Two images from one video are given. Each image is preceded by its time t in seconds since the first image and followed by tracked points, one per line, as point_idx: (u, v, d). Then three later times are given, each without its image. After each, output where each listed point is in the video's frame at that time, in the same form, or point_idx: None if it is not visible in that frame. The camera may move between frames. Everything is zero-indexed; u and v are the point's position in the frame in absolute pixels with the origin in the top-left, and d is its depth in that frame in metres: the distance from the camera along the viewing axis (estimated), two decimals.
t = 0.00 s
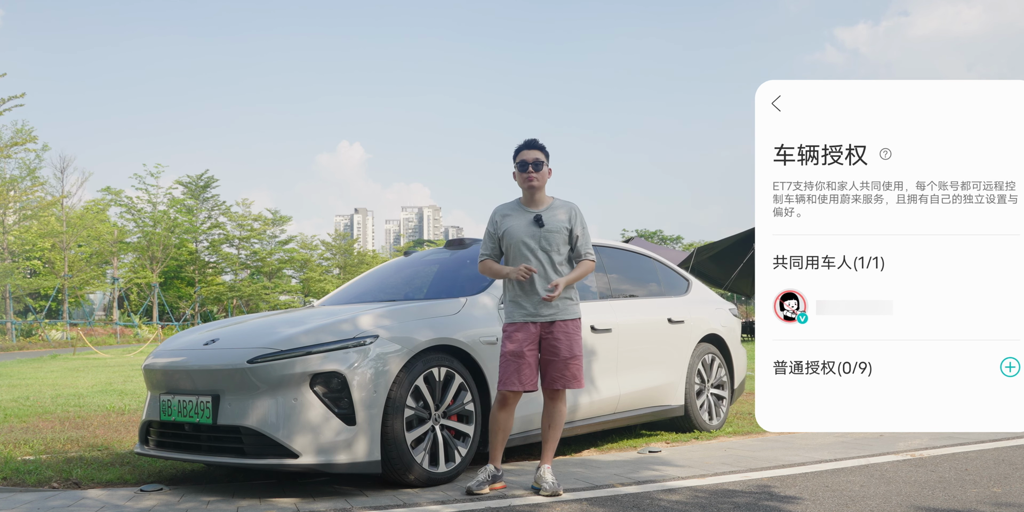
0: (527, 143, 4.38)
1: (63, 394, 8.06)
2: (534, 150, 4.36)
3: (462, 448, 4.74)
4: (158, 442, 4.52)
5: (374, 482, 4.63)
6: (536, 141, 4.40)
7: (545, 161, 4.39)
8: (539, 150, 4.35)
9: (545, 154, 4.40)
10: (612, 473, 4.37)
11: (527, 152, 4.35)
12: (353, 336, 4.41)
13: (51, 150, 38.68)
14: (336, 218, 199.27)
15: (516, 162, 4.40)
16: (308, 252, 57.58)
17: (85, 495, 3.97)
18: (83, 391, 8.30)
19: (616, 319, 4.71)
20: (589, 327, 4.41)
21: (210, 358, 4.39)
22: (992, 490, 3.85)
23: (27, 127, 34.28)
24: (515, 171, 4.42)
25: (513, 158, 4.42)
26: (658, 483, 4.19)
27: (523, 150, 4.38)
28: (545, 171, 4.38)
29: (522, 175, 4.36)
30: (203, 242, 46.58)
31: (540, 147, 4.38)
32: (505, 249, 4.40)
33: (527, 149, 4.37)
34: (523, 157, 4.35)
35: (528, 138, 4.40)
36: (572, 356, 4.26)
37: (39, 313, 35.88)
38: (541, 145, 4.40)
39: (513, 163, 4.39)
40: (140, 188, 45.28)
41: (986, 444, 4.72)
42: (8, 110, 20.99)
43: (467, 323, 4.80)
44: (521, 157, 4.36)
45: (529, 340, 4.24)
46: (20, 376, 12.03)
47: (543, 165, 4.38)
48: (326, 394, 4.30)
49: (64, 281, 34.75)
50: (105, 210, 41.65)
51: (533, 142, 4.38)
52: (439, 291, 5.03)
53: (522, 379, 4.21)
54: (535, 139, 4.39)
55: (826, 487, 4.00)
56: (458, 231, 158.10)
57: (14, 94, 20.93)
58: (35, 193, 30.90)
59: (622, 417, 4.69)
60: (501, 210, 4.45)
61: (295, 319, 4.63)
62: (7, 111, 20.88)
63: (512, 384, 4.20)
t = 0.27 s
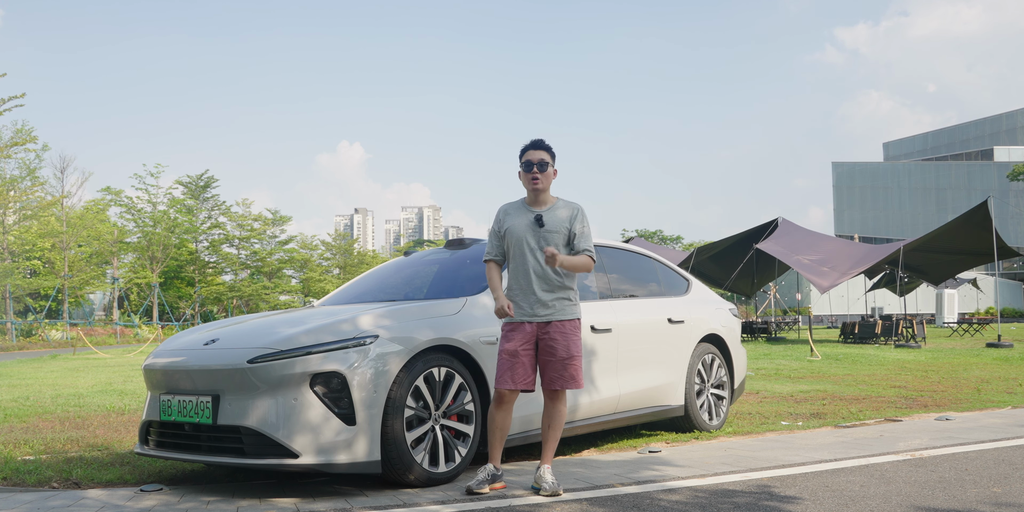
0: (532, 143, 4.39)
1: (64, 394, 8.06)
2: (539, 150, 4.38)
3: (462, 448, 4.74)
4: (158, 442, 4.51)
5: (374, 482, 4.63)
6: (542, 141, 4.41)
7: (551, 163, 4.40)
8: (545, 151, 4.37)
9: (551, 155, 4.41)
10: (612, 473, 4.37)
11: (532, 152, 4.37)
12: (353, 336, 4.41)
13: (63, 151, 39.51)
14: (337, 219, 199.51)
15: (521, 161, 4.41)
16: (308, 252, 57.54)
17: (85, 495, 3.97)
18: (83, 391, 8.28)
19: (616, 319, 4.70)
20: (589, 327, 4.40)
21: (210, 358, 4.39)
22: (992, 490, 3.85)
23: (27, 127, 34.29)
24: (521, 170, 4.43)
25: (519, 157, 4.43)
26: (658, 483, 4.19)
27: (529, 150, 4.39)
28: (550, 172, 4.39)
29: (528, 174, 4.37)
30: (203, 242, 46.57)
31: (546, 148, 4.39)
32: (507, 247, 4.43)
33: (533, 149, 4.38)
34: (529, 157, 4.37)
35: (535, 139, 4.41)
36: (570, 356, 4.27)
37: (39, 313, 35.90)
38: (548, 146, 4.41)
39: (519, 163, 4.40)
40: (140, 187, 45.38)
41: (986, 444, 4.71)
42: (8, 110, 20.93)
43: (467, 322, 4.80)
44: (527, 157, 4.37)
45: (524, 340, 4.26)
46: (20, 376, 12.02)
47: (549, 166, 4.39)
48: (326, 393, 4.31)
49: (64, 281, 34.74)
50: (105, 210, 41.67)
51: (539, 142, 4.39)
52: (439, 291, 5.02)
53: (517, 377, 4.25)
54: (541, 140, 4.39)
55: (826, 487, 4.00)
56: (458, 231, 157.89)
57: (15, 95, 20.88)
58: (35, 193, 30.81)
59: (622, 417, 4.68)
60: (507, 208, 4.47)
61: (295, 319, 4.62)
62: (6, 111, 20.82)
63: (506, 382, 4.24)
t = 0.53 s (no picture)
0: (537, 142, 4.35)
1: (63, 394, 8.07)
2: (544, 149, 4.33)
3: (462, 449, 4.73)
4: (157, 443, 4.50)
5: (374, 483, 4.62)
6: (547, 141, 4.36)
7: (556, 162, 4.36)
8: (549, 151, 4.32)
9: (556, 155, 4.37)
10: (612, 473, 4.36)
11: (537, 152, 4.32)
12: (353, 336, 4.40)
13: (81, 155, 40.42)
14: (337, 219, 199.39)
15: (525, 160, 4.38)
16: (307, 251, 57.48)
17: (84, 495, 3.96)
18: (82, 391, 8.28)
19: (617, 319, 4.69)
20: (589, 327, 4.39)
21: (209, 358, 4.38)
22: (993, 491, 3.84)
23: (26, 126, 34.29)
24: (523, 169, 4.41)
25: (523, 157, 4.40)
26: (658, 483, 4.18)
27: (533, 150, 4.35)
28: (554, 172, 4.35)
29: (531, 174, 4.34)
30: (202, 242, 46.67)
31: (550, 147, 4.35)
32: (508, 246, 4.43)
33: (537, 148, 4.34)
34: (532, 157, 4.33)
35: (539, 138, 4.36)
36: (570, 356, 4.26)
37: (37, 313, 35.88)
38: (552, 146, 4.37)
39: (523, 162, 4.37)
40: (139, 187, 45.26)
41: (988, 444, 4.70)
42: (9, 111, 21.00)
43: (467, 323, 4.78)
44: (530, 156, 4.34)
45: (526, 338, 4.25)
46: (19, 377, 12.01)
47: (552, 166, 4.35)
48: (325, 394, 4.31)
49: (63, 280, 34.72)
50: (103, 210, 41.71)
51: (544, 142, 4.35)
52: (439, 291, 5.00)
53: (518, 377, 4.24)
54: (545, 139, 4.35)
55: (827, 488, 3.99)
56: (458, 231, 157.81)
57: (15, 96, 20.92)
58: (34, 193, 30.81)
59: (623, 417, 4.67)
60: (510, 206, 4.45)
61: (294, 319, 4.61)
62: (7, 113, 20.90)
63: (508, 383, 4.22)
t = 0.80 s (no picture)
0: (537, 141, 4.25)
1: (55, 397, 7.97)
2: (544, 148, 4.23)
3: (461, 453, 4.63)
4: (149, 447, 4.40)
5: (371, 488, 4.53)
6: (547, 139, 4.25)
7: (556, 163, 4.24)
8: (550, 150, 4.20)
9: (557, 154, 4.26)
10: (614, 478, 4.26)
11: (536, 151, 4.21)
12: (350, 338, 4.30)
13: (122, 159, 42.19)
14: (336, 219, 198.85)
15: (524, 160, 4.28)
16: (304, 252, 57.24)
17: (74, 501, 3.86)
18: (72, 394, 8.17)
19: (619, 320, 4.59)
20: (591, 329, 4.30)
21: (202, 360, 4.29)
22: (1005, 497, 3.74)
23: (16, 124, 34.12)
24: (523, 169, 4.31)
25: (523, 156, 4.29)
26: (661, 488, 4.08)
27: (533, 149, 4.24)
28: (554, 172, 4.24)
29: (530, 175, 4.24)
30: (196, 242, 46.55)
31: (550, 147, 4.24)
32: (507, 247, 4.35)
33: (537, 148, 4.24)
34: (532, 157, 4.22)
35: (540, 137, 4.26)
36: (571, 358, 4.17)
37: (27, 314, 35.68)
38: (553, 144, 4.26)
39: (522, 162, 4.27)
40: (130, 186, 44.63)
41: (998, 448, 4.59)
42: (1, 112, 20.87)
43: (466, 324, 4.68)
44: (530, 156, 4.23)
45: (525, 341, 4.16)
46: (9, 380, 11.89)
47: (553, 166, 4.23)
48: (321, 397, 4.22)
49: (53, 282, 34.53)
50: (95, 208, 41.53)
51: (545, 140, 4.24)
52: (438, 292, 4.90)
53: (517, 380, 4.15)
54: (546, 137, 4.24)
55: (833, 493, 3.89)
56: (456, 230, 157.55)
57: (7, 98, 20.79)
58: (22, 193, 30.80)
59: (625, 421, 4.57)
60: (509, 207, 4.36)
61: (290, 320, 4.51)
62: None
63: (507, 385, 4.13)
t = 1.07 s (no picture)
0: (537, 135, 4.09)
1: (38, 403, 7.79)
2: (544, 142, 4.07)
3: (459, 461, 4.46)
4: (134, 455, 4.23)
5: (365, 497, 4.36)
6: (548, 133, 4.10)
7: (557, 157, 4.08)
8: (550, 145, 4.05)
9: (557, 148, 4.10)
10: (618, 487, 4.09)
11: (537, 145, 4.05)
12: (343, 342, 4.14)
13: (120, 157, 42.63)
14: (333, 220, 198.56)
15: (524, 154, 4.12)
16: (296, 251, 56.93)
17: None
18: (54, 400, 7.98)
19: (624, 323, 4.43)
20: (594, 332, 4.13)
21: (190, 365, 4.12)
22: None
23: None
24: (523, 164, 4.15)
25: (523, 151, 4.14)
26: (667, 498, 3.90)
27: (533, 144, 4.08)
28: (555, 166, 4.08)
29: (531, 169, 4.08)
30: (182, 242, 46.36)
31: (551, 140, 4.08)
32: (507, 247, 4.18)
33: (537, 142, 4.08)
34: (532, 151, 4.06)
35: (540, 131, 4.11)
36: (573, 363, 4.00)
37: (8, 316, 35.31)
38: (553, 138, 4.11)
39: (522, 157, 4.11)
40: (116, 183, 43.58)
41: (1018, 456, 4.40)
42: None
43: (465, 327, 4.51)
44: (531, 150, 4.07)
45: (525, 344, 4.00)
46: None
47: (554, 160, 4.07)
48: (313, 403, 4.05)
49: (35, 283, 34.19)
50: (79, 207, 41.26)
51: (545, 134, 4.08)
52: (435, 293, 4.73)
53: (518, 386, 3.98)
54: (546, 131, 4.09)
55: (847, 503, 3.72)
56: (454, 230, 157.26)
57: None
58: None
59: (629, 428, 4.40)
60: (509, 204, 4.20)
61: (282, 323, 4.34)
62: None
63: (507, 391, 3.96)
